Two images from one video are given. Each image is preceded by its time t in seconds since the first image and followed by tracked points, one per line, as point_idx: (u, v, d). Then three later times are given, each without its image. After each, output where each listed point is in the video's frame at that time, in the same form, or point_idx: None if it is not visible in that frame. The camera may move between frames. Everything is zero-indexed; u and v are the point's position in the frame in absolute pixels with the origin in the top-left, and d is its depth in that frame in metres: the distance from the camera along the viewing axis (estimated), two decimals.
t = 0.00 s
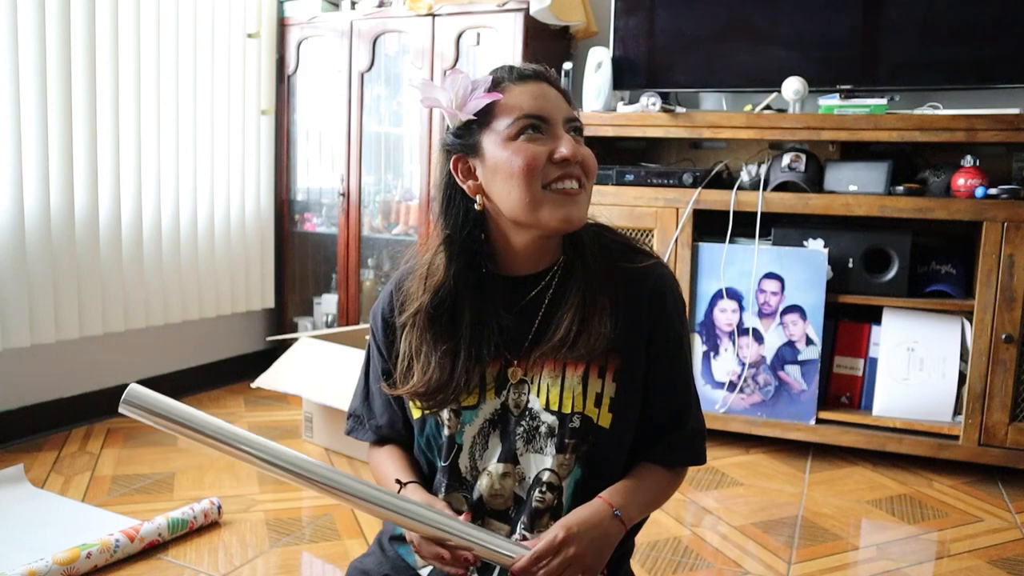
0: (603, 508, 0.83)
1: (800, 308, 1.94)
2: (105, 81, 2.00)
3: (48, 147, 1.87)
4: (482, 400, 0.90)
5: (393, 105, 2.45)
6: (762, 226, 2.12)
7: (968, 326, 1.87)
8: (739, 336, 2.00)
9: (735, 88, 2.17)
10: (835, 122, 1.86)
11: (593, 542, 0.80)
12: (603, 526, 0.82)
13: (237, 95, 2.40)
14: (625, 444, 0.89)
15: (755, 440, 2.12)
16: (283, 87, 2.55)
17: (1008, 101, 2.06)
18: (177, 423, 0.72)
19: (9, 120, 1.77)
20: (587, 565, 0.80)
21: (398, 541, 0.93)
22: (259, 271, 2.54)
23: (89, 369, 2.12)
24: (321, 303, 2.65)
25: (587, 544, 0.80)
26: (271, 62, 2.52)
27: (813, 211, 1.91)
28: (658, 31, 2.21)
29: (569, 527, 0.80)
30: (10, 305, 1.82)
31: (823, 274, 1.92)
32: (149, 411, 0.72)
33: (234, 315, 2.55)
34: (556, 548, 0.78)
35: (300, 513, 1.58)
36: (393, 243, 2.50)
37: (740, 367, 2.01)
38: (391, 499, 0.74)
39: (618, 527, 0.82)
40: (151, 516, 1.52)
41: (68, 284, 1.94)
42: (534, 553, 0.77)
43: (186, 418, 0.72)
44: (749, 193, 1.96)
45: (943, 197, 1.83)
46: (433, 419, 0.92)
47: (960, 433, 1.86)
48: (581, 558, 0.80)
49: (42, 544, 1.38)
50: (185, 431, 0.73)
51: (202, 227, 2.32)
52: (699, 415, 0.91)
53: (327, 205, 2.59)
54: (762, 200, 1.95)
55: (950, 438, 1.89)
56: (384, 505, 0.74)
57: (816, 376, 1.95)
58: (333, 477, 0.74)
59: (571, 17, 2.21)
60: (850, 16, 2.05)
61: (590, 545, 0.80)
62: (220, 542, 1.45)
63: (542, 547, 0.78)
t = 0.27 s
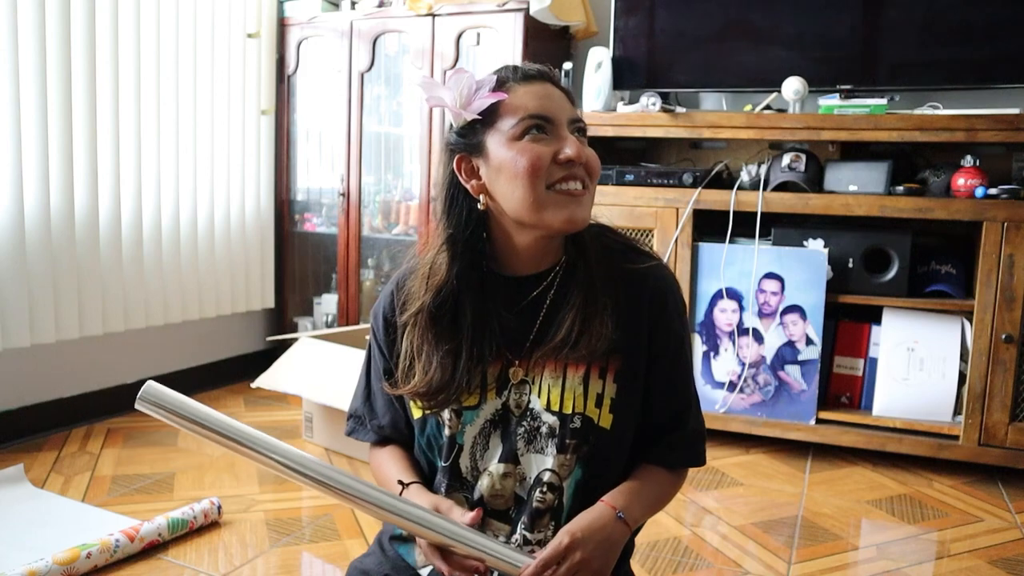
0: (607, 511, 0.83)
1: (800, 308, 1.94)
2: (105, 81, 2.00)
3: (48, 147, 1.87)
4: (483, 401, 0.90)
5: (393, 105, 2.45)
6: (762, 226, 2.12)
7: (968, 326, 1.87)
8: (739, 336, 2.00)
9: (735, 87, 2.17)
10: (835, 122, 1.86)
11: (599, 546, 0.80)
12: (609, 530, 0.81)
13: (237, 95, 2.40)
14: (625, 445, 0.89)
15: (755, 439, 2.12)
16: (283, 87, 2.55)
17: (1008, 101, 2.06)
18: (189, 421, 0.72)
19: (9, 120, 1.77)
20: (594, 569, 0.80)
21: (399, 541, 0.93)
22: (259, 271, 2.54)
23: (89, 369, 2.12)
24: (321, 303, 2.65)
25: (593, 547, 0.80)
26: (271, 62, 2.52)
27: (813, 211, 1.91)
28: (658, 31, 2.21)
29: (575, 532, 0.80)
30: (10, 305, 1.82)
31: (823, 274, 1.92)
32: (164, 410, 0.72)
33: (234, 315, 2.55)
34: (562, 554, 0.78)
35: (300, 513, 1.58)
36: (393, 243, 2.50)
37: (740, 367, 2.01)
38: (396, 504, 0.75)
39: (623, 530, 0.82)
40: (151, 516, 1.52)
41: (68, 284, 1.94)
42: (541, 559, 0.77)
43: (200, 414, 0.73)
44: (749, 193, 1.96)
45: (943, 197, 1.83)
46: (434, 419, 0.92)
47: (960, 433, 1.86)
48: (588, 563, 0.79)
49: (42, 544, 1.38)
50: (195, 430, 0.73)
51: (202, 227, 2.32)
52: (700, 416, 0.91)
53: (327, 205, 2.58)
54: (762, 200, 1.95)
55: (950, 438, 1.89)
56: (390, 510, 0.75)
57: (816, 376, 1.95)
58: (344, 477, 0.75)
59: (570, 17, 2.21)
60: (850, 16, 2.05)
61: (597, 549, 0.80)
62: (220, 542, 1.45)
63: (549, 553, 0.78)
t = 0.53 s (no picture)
0: (608, 512, 0.83)
1: (800, 308, 1.94)
2: (105, 81, 2.00)
3: (48, 147, 1.87)
4: (484, 401, 0.90)
5: (393, 105, 2.45)
6: (762, 226, 2.12)
7: (968, 326, 1.87)
8: (739, 336, 2.00)
9: (735, 87, 2.17)
10: (835, 122, 1.86)
11: (599, 546, 0.80)
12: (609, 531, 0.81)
13: (237, 95, 2.40)
14: (626, 446, 0.89)
15: (755, 439, 2.12)
16: (283, 87, 2.55)
17: (1008, 101, 2.06)
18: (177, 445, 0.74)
19: (9, 120, 1.77)
20: (594, 570, 0.80)
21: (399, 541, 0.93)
22: (259, 271, 2.54)
23: (89, 369, 2.12)
24: (321, 302, 2.65)
25: (593, 549, 0.80)
26: (271, 62, 2.52)
27: (813, 211, 1.91)
28: (658, 31, 2.21)
29: (575, 533, 0.80)
30: (9, 305, 1.82)
31: (824, 274, 1.92)
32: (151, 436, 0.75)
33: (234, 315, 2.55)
34: (562, 555, 0.78)
35: (300, 513, 1.58)
36: (393, 243, 2.50)
37: (740, 367, 2.01)
38: (392, 514, 0.75)
39: (623, 531, 0.82)
40: (151, 517, 1.52)
41: (68, 284, 1.94)
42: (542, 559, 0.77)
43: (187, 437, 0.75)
44: (749, 193, 1.96)
45: (943, 197, 1.83)
46: (435, 420, 0.92)
47: (960, 433, 1.86)
48: (588, 564, 0.79)
49: (42, 544, 1.38)
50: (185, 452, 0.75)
51: (202, 227, 2.31)
52: (700, 418, 0.91)
53: (327, 205, 2.58)
54: (762, 200, 1.95)
55: (950, 438, 1.89)
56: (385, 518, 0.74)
57: (816, 376, 1.95)
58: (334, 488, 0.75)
59: (570, 17, 2.21)
60: (850, 16, 2.05)
61: (597, 550, 0.80)
62: (220, 543, 1.45)
63: (549, 553, 0.78)
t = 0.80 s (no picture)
0: (607, 513, 0.83)
1: (800, 308, 1.94)
2: (105, 81, 2.00)
3: (48, 147, 1.87)
4: (483, 402, 0.90)
5: (393, 105, 2.45)
6: (762, 226, 2.12)
7: (968, 326, 1.87)
8: (739, 336, 2.00)
9: (735, 87, 2.17)
10: (835, 122, 1.86)
11: (598, 548, 0.80)
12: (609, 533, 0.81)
13: (237, 95, 2.40)
14: (626, 447, 0.89)
15: (754, 439, 2.12)
16: (283, 87, 2.55)
17: (1008, 101, 2.06)
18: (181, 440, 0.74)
19: (9, 120, 1.77)
20: (593, 571, 0.80)
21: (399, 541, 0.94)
22: (259, 271, 2.54)
23: (89, 369, 2.12)
24: (320, 302, 2.65)
25: (592, 551, 0.80)
26: (271, 63, 2.52)
27: (813, 211, 1.91)
28: (658, 31, 2.21)
29: (573, 535, 0.80)
30: (9, 305, 1.82)
31: (824, 274, 1.92)
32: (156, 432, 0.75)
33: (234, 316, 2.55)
34: (560, 557, 0.78)
35: (300, 513, 1.58)
36: (393, 243, 2.51)
37: (739, 367, 2.01)
38: (393, 511, 0.75)
39: (622, 532, 0.82)
40: (152, 516, 1.52)
41: (68, 284, 1.94)
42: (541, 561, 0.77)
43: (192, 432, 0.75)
44: (749, 193, 1.96)
45: (943, 197, 1.83)
46: (435, 420, 0.92)
47: (960, 433, 1.86)
48: (587, 565, 0.80)
49: (42, 544, 1.38)
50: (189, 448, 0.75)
51: (202, 227, 2.32)
52: (700, 418, 0.91)
53: (327, 205, 2.59)
54: (762, 200, 1.95)
55: (950, 438, 1.89)
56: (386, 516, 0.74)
57: (816, 376, 1.95)
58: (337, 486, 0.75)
59: (571, 17, 2.20)
60: (850, 16, 2.05)
61: (596, 552, 0.80)
62: (220, 542, 1.45)
63: (548, 555, 0.78)
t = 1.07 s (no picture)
0: (604, 513, 0.83)
1: (800, 308, 1.94)
2: (105, 81, 2.00)
3: (48, 147, 1.87)
4: (483, 402, 0.90)
5: (393, 105, 2.46)
6: (762, 226, 2.12)
7: (968, 326, 1.87)
8: (739, 336, 2.00)
9: (735, 87, 2.17)
10: (835, 122, 1.86)
11: (596, 549, 0.80)
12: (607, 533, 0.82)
13: (237, 95, 2.40)
14: (625, 446, 0.89)
15: (754, 439, 2.12)
16: (283, 87, 2.55)
17: (1008, 101, 2.06)
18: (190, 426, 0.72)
19: (9, 120, 1.77)
20: (592, 571, 0.80)
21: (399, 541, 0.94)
22: (259, 271, 2.54)
23: (90, 369, 2.11)
24: (320, 302, 2.65)
25: (590, 552, 0.80)
26: (271, 62, 2.52)
27: (813, 211, 1.91)
28: (658, 31, 2.21)
29: (571, 535, 0.80)
30: (9, 305, 1.81)
31: (823, 274, 1.92)
32: (162, 415, 0.73)
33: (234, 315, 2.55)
34: (557, 558, 0.78)
35: (300, 513, 1.58)
36: (393, 243, 2.51)
37: (739, 367, 2.01)
38: (394, 508, 0.75)
39: (621, 532, 0.82)
40: (152, 516, 1.52)
41: (68, 284, 1.94)
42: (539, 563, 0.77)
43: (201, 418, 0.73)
44: (749, 193, 1.96)
45: (943, 197, 1.83)
46: (434, 420, 0.92)
47: (960, 433, 1.86)
48: (585, 566, 0.80)
49: (42, 544, 1.38)
50: (195, 436, 0.74)
51: (202, 227, 2.32)
52: (700, 418, 0.91)
53: (327, 205, 2.59)
54: (762, 200, 1.95)
55: (950, 438, 1.89)
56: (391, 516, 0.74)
57: (816, 376, 1.95)
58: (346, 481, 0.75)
59: (571, 17, 2.20)
60: (850, 16, 2.05)
61: (594, 553, 0.80)
62: (220, 542, 1.45)
63: (545, 557, 0.78)
